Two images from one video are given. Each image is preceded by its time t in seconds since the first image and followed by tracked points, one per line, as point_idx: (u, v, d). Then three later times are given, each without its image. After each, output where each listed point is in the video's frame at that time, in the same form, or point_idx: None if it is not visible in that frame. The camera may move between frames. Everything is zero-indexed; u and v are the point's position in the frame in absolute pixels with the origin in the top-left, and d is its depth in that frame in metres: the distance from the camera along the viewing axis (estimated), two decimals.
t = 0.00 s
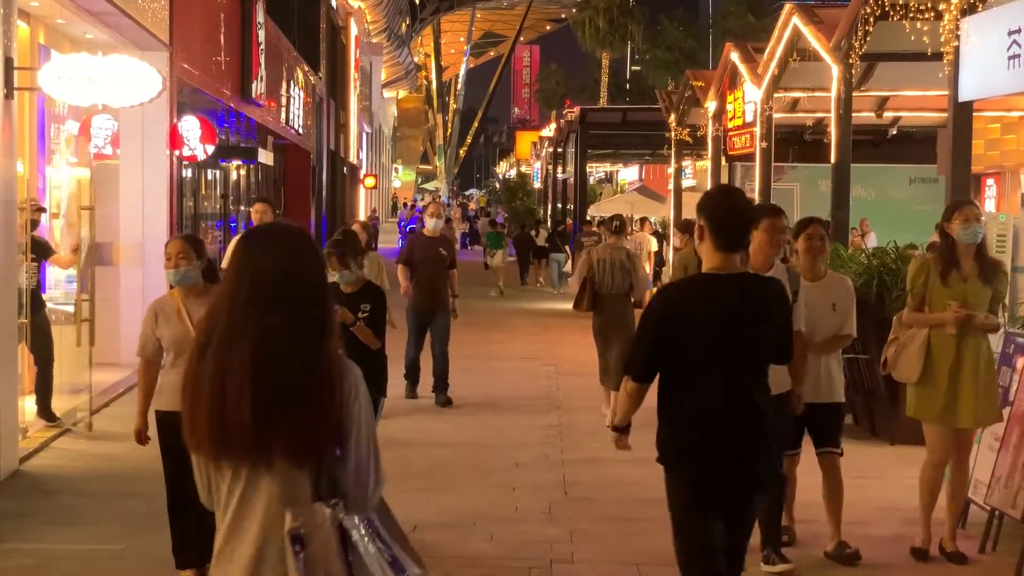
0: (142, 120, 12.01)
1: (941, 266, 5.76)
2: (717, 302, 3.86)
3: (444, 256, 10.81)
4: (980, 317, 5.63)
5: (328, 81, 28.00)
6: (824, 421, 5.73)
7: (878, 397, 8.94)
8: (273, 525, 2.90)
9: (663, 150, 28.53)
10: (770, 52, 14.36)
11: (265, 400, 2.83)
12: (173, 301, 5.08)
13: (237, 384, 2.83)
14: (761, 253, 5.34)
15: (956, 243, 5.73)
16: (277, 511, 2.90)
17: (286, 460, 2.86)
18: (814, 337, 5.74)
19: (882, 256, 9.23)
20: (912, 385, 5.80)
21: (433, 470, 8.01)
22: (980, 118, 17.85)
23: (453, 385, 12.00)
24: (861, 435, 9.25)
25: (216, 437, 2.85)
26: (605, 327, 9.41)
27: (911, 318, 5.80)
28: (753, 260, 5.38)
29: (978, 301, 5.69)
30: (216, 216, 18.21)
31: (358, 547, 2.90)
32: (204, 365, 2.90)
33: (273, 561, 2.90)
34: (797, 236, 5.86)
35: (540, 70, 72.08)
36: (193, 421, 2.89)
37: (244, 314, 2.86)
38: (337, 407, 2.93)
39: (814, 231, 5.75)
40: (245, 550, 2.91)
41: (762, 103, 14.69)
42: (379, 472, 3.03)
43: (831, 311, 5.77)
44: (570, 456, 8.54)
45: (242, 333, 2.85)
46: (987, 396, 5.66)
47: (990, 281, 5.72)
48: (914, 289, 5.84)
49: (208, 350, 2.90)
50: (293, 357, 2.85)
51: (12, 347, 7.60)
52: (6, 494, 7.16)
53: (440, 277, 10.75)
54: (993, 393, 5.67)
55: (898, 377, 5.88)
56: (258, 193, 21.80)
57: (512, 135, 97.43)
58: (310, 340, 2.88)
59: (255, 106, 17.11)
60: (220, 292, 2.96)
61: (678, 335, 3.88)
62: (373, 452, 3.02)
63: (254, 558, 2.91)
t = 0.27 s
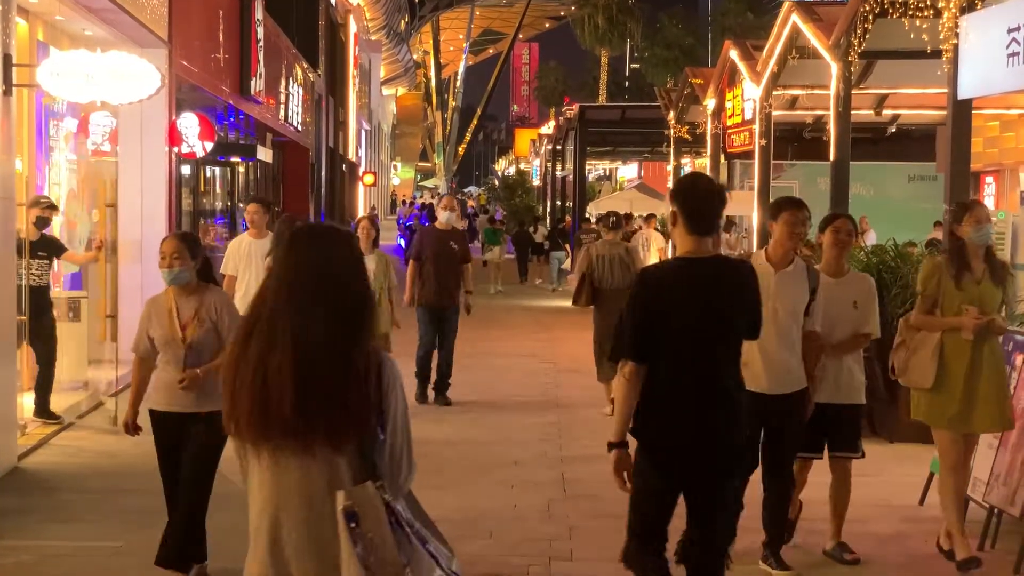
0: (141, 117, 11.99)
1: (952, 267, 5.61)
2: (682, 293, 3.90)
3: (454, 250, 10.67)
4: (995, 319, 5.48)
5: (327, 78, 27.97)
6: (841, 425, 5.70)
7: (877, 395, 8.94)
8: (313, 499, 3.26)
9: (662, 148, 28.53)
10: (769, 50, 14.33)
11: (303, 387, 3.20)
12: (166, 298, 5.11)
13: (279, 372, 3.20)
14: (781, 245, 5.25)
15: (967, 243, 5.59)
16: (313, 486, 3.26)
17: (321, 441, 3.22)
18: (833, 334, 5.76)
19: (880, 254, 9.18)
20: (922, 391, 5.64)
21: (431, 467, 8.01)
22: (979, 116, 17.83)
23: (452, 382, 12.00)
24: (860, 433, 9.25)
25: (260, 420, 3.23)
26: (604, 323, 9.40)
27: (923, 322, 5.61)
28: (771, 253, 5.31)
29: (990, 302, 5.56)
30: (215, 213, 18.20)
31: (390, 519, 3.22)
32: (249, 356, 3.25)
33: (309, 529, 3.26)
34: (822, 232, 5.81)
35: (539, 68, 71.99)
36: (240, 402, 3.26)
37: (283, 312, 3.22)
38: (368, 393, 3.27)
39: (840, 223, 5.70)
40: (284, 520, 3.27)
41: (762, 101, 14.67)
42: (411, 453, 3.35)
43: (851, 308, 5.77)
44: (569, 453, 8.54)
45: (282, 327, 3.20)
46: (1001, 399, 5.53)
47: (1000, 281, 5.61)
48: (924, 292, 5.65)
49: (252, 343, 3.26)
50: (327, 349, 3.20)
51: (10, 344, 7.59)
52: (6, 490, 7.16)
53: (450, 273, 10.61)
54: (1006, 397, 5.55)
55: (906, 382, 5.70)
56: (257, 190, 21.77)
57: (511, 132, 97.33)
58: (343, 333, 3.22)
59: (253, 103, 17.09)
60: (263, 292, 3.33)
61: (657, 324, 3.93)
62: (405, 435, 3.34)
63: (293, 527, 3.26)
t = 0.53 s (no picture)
0: (140, 116, 11.74)
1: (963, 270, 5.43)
2: (661, 291, 4.07)
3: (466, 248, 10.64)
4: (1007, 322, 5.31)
5: (327, 76, 27.97)
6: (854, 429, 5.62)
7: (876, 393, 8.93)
8: (368, 493, 3.14)
9: (663, 146, 28.54)
10: (769, 48, 14.33)
11: (372, 380, 3.07)
12: (163, 295, 5.10)
13: (345, 364, 3.07)
14: (793, 244, 5.15)
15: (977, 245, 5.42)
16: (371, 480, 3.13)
17: (384, 434, 3.10)
18: (850, 335, 5.63)
19: (880, 251, 9.14)
20: (934, 400, 5.47)
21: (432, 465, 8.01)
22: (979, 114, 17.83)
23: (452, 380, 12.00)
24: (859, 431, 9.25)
25: (323, 412, 3.08)
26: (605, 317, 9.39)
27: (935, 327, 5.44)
28: (785, 252, 5.21)
29: (1004, 305, 5.38)
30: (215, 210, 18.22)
31: (439, 510, 3.14)
32: (312, 348, 3.12)
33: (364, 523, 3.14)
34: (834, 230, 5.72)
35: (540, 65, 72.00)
36: (300, 394, 3.13)
37: (354, 300, 3.10)
38: (430, 387, 3.17)
39: (853, 221, 5.56)
40: (336, 510, 3.15)
41: (762, 99, 14.68)
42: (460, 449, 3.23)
43: (865, 308, 5.64)
44: (569, 451, 8.54)
45: (352, 317, 3.08)
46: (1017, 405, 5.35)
47: (1014, 283, 5.44)
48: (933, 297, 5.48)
49: (317, 332, 3.12)
50: (397, 341, 3.09)
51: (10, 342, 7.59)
52: (5, 488, 7.16)
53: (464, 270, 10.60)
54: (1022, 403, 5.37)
55: (918, 391, 5.53)
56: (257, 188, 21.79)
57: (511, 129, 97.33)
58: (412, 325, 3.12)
59: (254, 100, 17.09)
60: (327, 278, 3.18)
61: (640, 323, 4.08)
62: (456, 431, 3.23)
63: (344, 521, 3.14)
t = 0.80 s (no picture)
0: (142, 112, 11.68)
1: (971, 265, 5.39)
2: (625, 282, 4.39)
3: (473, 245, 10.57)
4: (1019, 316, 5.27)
5: (326, 74, 27.95)
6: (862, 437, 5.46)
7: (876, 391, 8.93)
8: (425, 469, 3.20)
9: (662, 144, 28.55)
10: (769, 45, 14.33)
11: (421, 359, 3.13)
12: (159, 292, 5.08)
13: (393, 345, 3.11)
14: (799, 246, 5.07)
15: (984, 239, 5.38)
16: (422, 457, 3.20)
17: (430, 412, 3.19)
18: (856, 335, 5.53)
19: (879, 249, 9.13)
20: (947, 399, 5.44)
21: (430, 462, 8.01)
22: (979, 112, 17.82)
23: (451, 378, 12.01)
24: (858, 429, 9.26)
25: (371, 396, 3.15)
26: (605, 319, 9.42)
27: (946, 325, 5.41)
28: (790, 257, 5.11)
29: (1015, 298, 5.34)
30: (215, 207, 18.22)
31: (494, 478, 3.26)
32: (358, 335, 3.14)
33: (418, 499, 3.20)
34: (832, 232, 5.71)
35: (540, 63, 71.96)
36: (347, 379, 3.16)
37: (395, 285, 3.15)
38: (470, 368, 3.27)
39: (852, 225, 5.55)
40: (386, 490, 3.21)
41: (761, 97, 14.68)
42: (493, 420, 3.42)
43: (870, 308, 5.55)
44: (568, 448, 8.55)
45: (395, 301, 3.13)
46: None
47: None
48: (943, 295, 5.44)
49: (360, 317, 3.15)
50: (441, 321, 3.16)
51: (8, 339, 7.60)
52: (5, 485, 7.17)
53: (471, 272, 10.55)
54: None
55: (930, 389, 5.51)
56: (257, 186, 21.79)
57: (511, 127, 97.29)
58: (453, 306, 3.20)
59: (254, 98, 17.10)
60: (363, 265, 3.23)
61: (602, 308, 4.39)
62: (489, 403, 3.42)
63: (397, 499, 3.21)
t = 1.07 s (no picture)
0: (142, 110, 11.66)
1: (987, 269, 5.34)
2: (605, 275, 4.69)
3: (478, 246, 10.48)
4: None
5: (326, 72, 27.96)
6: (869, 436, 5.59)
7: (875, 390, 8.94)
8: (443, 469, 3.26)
9: (662, 142, 28.55)
10: (769, 44, 14.33)
11: (437, 360, 3.18)
12: (152, 289, 5.03)
13: (410, 348, 3.17)
14: (805, 238, 4.89)
15: (998, 241, 5.33)
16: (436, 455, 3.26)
17: (448, 409, 3.24)
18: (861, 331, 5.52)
19: (878, 248, 9.10)
20: (961, 404, 5.39)
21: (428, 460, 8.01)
22: (978, 111, 17.83)
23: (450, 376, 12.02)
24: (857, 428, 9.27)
25: (390, 397, 3.21)
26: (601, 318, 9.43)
27: (961, 329, 5.36)
28: (798, 253, 4.94)
29: None
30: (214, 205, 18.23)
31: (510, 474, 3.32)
32: (376, 339, 3.20)
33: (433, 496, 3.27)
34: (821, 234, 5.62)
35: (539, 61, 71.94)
36: (366, 382, 3.22)
37: (412, 288, 3.21)
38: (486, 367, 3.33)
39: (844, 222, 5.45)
40: (404, 488, 3.27)
41: (761, 95, 14.67)
42: (507, 418, 3.47)
43: (872, 305, 5.56)
44: (567, 447, 8.56)
45: (413, 304, 3.19)
46: None
47: None
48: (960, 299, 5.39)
49: (378, 322, 3.20)
50: (455, 323, 3.22)
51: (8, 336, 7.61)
52: (4, 482, 7.18)
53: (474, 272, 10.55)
54: None
55: (943, 392, 5.46)
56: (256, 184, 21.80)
57: (510, 125, 97.27)
58: (467, 307, 3.25)
59: (254, 96, 17.11)
60: (378, 270, 3.29)
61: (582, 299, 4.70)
62: (504, 402, 3.47)
63: (416, 495, 3.27)
